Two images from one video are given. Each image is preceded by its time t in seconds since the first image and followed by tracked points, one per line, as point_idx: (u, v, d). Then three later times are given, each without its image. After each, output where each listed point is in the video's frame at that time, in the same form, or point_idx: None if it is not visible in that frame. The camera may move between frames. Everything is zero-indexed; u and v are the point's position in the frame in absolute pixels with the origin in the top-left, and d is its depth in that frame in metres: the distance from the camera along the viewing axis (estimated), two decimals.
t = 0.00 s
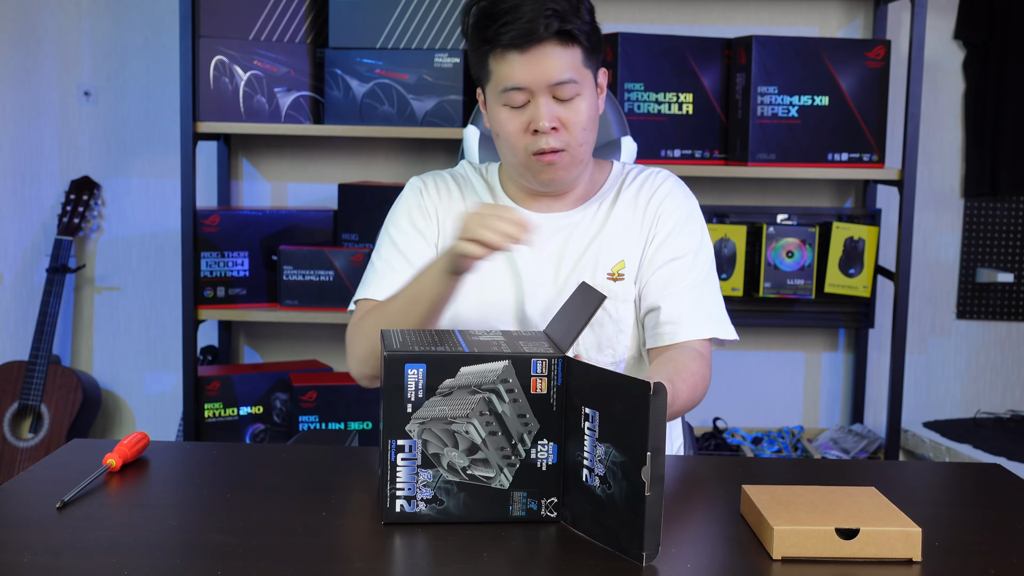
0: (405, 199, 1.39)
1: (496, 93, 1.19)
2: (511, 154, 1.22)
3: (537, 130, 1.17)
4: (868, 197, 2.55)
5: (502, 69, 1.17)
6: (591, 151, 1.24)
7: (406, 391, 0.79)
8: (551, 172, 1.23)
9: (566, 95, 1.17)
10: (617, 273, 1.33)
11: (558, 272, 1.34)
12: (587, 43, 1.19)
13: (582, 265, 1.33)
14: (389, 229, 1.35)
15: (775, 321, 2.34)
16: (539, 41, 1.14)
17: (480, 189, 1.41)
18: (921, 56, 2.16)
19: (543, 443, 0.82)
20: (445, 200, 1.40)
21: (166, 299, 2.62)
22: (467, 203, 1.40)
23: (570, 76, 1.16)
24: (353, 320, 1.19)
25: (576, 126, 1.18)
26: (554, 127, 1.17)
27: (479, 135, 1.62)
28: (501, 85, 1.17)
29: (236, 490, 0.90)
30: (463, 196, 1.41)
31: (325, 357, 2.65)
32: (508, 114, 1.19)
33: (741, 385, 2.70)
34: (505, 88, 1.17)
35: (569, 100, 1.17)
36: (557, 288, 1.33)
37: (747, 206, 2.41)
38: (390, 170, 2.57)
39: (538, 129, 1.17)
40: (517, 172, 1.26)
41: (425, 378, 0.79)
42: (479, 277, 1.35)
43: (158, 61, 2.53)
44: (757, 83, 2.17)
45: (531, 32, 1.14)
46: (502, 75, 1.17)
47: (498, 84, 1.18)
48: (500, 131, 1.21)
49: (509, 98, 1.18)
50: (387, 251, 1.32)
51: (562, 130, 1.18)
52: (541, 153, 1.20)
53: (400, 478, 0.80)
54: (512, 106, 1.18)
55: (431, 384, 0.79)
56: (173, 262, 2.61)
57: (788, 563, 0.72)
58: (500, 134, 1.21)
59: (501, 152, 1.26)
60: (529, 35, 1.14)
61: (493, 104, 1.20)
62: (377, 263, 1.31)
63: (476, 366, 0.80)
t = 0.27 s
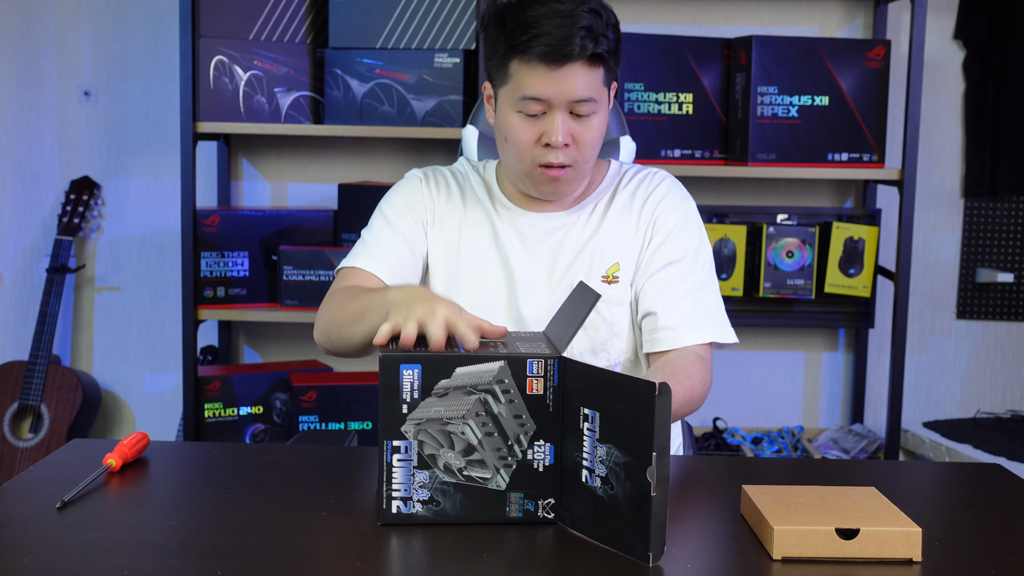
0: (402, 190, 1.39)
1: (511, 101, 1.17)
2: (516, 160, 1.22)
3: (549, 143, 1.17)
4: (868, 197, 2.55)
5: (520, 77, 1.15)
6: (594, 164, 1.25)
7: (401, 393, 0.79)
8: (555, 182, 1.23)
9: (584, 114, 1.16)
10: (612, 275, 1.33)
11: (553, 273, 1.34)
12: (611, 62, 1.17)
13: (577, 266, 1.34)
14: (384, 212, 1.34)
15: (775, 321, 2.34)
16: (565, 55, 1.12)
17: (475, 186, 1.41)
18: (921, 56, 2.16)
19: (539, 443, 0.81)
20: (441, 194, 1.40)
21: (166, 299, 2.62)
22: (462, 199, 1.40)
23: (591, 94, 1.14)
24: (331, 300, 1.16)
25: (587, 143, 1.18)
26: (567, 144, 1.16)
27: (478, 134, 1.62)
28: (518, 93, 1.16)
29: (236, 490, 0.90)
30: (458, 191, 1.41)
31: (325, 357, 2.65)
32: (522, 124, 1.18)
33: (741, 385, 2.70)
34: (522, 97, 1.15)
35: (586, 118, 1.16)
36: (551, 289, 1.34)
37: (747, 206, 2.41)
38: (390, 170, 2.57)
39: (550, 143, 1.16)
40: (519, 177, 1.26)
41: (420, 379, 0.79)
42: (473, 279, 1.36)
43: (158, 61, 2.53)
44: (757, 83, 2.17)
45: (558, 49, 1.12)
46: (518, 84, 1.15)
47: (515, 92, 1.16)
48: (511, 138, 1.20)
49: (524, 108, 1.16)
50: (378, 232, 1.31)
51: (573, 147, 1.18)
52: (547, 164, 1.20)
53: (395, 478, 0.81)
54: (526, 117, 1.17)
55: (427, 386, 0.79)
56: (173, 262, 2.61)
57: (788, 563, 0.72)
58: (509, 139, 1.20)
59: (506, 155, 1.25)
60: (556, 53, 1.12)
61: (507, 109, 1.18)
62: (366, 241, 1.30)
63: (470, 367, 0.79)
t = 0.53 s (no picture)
0: (401, 189, 1.39)
1: (523, 107, 1.17)
2: (525, 166, 1.22)
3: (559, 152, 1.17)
4: (868, 197, 2.55)
5: (533, 84, 1.15)
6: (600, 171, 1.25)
7: (401, 393, 0.79)
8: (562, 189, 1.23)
9: (595, 122, 1.16)
10: (618, 282, 1.33)
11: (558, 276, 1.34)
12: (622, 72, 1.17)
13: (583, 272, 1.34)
14: (381, 213, 1.34)
15: (775, 321, 2.33)
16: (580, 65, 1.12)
17: (477, 185, 1.41)
18: (921, 56, 2.16)
19: (540, 437, 0.83)
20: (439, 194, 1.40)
21: (166, 299, 2.62)
22: (462, 199, 1.40)
23: (604, 105, 1.14)
24: (321, 302, 1.17)
25: (597, 152, 1.18)
26: (577, 152, 1.16)
27: (479, 134, 1.62)
28: (530, 100, 1.15)
29: (236, 490, 0.90)
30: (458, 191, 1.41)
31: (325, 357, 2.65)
32: (533, 131, 1.17)
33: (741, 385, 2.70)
34: (534, 105, 1.15)
35: (597, 126, 1.16)
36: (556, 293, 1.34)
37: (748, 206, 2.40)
38: (389, 169, 2.57)
39: (560, 151, 1.16)
40: (525, 181, 1.26)
41: (419, 378, 0.80)
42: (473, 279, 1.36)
43: (158, 61, 2.53)
44: (757, 83, 2.17)
45: (573, 58, 1.12)
46: (531, 91, 1.15)
47: (528, 98, 1.16)
48: (521, 144, 1.19)
49: (535, 115, 1.16)
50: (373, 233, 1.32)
51: (583, 155, 1.18)
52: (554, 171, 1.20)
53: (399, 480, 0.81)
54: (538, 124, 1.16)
55: (426, 384, 0.80)
56: (173, 263, 2.61)
57: (788, 563, 0.72)
58: (518, 144, 1.20)
59: (513, 159, 1.24)
60: (571, 61, 1.11)
61: (519, 116, 1.18)
62: (361, 241, 1.31)
63: (470, 363, 0.81)
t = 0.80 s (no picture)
0: (399, 193, 1.38)
1: (536, 107, 1.16)
2: (537, 168, 1.21)
3: (573, 152, 1.16)
4: (868, 197, 2.55)
5: (547, 84, 1.15)
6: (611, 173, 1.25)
7: (359, 394, 0.80)
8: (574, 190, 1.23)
9: (609, 122, 1.16)
10: (632, 287, 1.35)
11: (570, 280, 1.34)
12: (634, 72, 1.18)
13: (597, 277, 1.35)
14: (376, 217, 1.34)
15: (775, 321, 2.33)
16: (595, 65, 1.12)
17: (480, 186, 1.41)
18: (921, 56, 2.16)
19: (508, 411, 0.84)
20: (441, 196, 1.40)
21: (166, 299, 2.62)
22: (464, 201, 1.40)
23: (618, 104, 1.14)
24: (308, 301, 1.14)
25: (610, 153, 1.18)
26: (592, 152, 1.16)
27: (479, 135, 1.62)
28: (544, 100, 1.15)
29: (236, 490, 0.90)
30: (460, 193, 1.41)
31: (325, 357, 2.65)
32: (547, 131, 1.17)
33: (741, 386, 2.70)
34: (548, 105, 1.15)
35: (610, 126, 1.16)
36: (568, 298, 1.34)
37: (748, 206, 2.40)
38: (389, 169, 2.57)
39: (575, 151, 1.16)
40: (535, 183, 1.25)
41: (375, 377, 0.80)
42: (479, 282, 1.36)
43: (158, 62, 2.53)
44: (757, 83, 2.17)
45: (587, 56, 1.12)
46: (544, 91, 1.15)
47: (542, 99, 1.16)
48: (534, 145, 1.19)
49: (550, 115, 1.16)
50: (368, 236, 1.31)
51: (597, 155, 1.17)
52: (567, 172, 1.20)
53: (373, 481, 0.82)
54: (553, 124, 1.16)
55: (383, 381, 0.80)
56: (173, 263, 2.61)
57: (789, 563, 0.72)
58: (530, 145, 1.20)
59: (524, 160, 1.24)
60: (586, 59, 1.12)
61: (533, 116, 1.17)
62: (356, 245, 1.30)
63: (422, 352, 0.81)
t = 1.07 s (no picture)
0: (393, 197, 1.38)
1: (538, 107, 1.17)
2: (539, 167, 1.21)
3: (576, 151, 1.16)
4: (868, 197, 2.55)
5: (548, 84, 1.15)
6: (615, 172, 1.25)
7: (254, 445, 0.79)
8: (577, 189, 1.23)
9: (611, 121, 1.16)
10: (637, 289, 1.35)
11: (574, 281, 1.33)
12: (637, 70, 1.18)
13: (602, 280, 1.34)
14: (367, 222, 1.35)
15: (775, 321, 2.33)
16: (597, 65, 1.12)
17: (481, 187, 1.39)
18: (921, 56, 2.16)
19: (373, 348, 0.79)
20: (441, 197, 1.39)
21: (166, 299, 2.62)
22: (463, 202, 1.38)
23: (621, 103, 1.14)
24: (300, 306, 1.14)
25: (613, 151, 1.18)
26: (594, 151, 1.16)
27: (479, 135, 1.62)
28: (546, 100, 1.15)
29: (236, 490, 0.90)
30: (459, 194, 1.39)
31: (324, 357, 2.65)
32: (549, 130, 1.17)
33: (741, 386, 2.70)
34: (550, 104, 1.15)
35: (613, 125, 1.16)
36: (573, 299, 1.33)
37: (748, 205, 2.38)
38: (389, 169, 2.57)
39: (577, 150, 1.16)
40: (537, 182, 1.25)
41: (253, 423, 0.79)
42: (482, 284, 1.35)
43: (158, 62, 2.53)
44: (757, 83, 2.17)
45: (589, 55, 1.12)
46: (546, 90, 1.15)
47: (543, 98, 1.16)
48: (536, 145, 1.19)
49: (552, 114, 1.16)
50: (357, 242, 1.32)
51: (599, 154, 1.17)
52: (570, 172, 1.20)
53: (324, 493, 0.80)
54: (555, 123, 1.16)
55: (260, 419, 0.79)
56: (173, 263, 2.61)
57: (788, 563, 0.72)
58: (533, 145, 1.20)
59: (527, 160, 1.24)
60: (587, 58, 1.12)
61: (534, 116, 1.18)
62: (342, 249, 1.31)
63: (266, 368, 0.79)
